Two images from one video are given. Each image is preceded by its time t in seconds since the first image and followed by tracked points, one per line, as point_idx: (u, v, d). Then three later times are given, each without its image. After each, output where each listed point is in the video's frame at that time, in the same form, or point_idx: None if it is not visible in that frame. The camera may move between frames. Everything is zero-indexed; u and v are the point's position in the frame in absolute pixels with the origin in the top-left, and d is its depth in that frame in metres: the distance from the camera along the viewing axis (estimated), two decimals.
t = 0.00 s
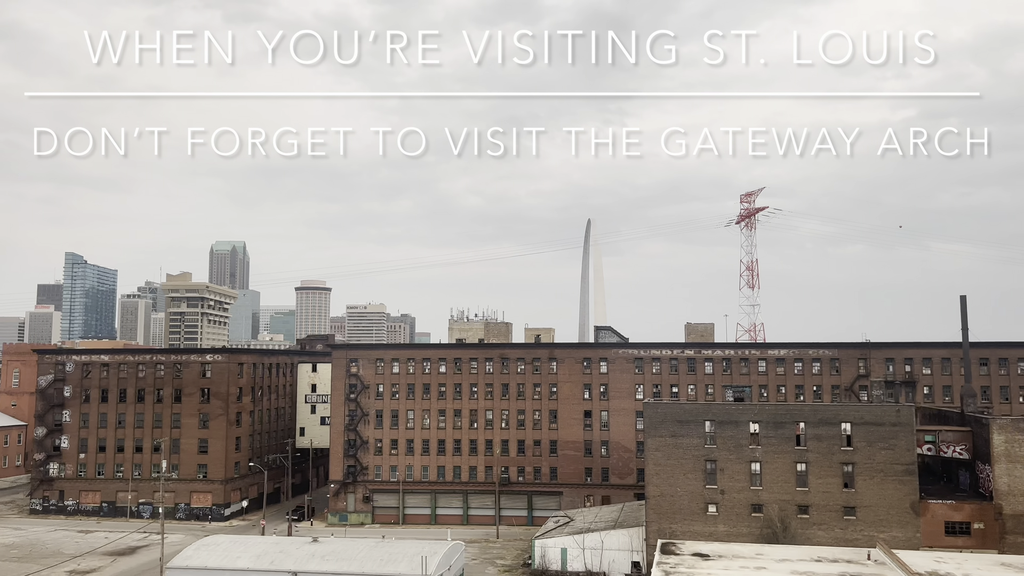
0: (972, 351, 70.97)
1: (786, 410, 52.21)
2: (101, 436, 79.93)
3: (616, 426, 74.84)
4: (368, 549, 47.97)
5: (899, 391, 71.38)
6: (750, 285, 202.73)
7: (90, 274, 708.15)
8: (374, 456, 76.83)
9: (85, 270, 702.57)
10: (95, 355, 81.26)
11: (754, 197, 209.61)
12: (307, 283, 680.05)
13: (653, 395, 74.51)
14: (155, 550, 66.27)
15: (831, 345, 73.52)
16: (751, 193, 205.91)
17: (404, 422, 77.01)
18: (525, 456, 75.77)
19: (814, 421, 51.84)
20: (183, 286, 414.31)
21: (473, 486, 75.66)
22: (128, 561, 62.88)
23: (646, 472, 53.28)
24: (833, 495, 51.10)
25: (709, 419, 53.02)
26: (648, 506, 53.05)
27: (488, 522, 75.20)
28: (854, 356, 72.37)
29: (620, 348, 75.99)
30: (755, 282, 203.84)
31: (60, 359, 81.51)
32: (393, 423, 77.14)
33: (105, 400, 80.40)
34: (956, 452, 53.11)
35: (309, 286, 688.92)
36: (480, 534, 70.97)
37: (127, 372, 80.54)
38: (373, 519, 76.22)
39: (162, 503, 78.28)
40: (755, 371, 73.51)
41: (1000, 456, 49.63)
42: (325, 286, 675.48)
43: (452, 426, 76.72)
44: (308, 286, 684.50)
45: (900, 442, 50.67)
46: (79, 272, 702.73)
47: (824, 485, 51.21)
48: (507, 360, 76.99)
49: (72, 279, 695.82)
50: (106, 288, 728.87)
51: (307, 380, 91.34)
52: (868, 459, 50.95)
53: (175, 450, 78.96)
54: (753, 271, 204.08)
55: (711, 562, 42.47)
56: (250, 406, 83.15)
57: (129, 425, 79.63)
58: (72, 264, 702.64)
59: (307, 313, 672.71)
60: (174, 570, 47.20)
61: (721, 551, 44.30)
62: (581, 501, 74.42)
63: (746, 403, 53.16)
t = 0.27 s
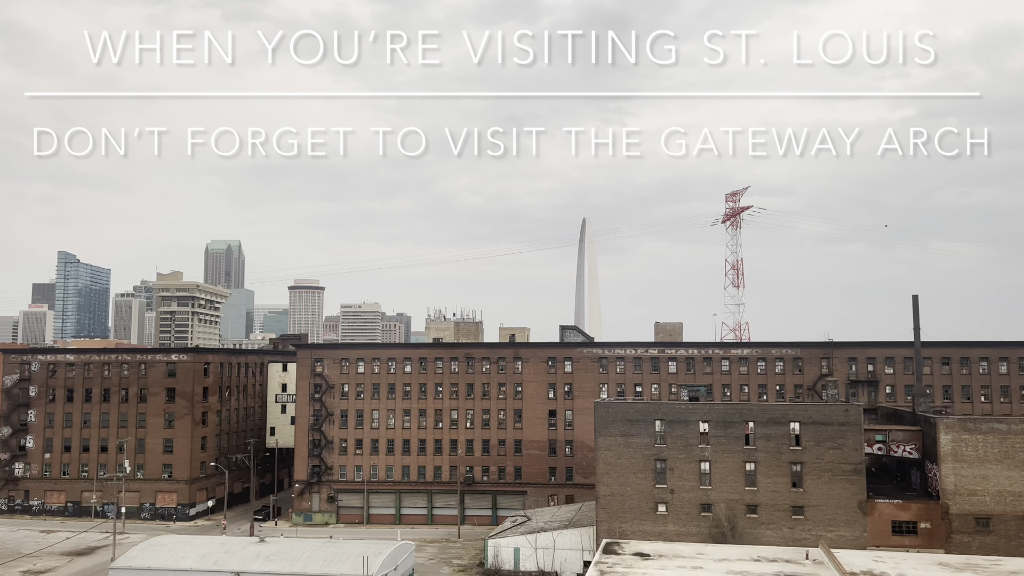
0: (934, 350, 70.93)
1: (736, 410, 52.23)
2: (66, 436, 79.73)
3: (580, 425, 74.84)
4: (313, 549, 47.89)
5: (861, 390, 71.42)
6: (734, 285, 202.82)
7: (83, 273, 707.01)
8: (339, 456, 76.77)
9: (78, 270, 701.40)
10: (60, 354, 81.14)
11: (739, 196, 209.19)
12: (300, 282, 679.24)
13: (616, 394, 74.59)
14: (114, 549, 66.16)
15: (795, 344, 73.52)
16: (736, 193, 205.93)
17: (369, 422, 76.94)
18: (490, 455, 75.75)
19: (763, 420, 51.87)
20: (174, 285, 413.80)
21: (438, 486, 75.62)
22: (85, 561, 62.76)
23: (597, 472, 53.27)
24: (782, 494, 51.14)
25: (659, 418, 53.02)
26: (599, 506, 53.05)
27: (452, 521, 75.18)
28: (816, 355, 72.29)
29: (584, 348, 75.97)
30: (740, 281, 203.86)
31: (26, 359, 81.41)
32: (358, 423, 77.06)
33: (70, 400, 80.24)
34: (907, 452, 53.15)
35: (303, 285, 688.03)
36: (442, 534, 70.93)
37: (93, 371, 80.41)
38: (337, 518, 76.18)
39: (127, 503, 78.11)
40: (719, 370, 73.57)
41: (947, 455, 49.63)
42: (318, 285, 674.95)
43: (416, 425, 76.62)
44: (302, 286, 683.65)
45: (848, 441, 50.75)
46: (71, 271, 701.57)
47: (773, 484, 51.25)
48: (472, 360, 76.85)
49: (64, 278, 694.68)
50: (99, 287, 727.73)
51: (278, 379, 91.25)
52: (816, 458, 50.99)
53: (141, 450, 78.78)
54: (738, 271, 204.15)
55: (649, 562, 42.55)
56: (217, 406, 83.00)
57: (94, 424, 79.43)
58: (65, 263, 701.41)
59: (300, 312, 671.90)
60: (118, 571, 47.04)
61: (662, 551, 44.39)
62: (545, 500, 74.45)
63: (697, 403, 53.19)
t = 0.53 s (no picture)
0: (895, 350, 70.88)
1: (685, 409, 52.31)
2: (31, 436, 79.58)
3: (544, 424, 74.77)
4: (258, 550, 47.75)
5: (823, 389, 71.50)
6: (720, 284, 202.69)
7: (75, 273, 705.32)
8: (303, 456, 76.68)
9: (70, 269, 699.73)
10: (26, 354, 81.08)
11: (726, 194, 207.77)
12: (293, 281, 678.17)
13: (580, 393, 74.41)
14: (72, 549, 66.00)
15: (758, 344, 73.63)
16: (721, 192, 205.82)
17: (333, 422, 76.83)
18: (454, 455, 75.64)
19: (711, 420, 51.97)
20: (164, 285, 413.12)
21: (402, 485, 75.54)
22: (41, 561, 62.60)
23: (548, 472, 53.19)
24: (730, 493, 51.19)
25: (609, 418, 53.02)
26: (549, 505, 53.00)
27: (416, 521, 75.11)
28: (778, 354, 72.49)
29: (549, 347, 75.74)
30: (724, 279, 203.67)
31: None
32: (322, 423, 76.96)
33: (35, 400, 80.11)
34: (857, 451, 53.09)
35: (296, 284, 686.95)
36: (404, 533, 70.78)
37: (58, 371, 80.28)
38: (302, 518, 76.15)
39: (92, 503, 77.93)
40: (682, 369, 73.56)
41: (893, 455, 49.78)
42: (311, 285, 674.09)
43: (381, 425, 76.49)
44: (295, 285, 682.51)
45: (796, 441, 50.79)
46: (64, 270, 699.78)
47: (721, 484, 51.31)
48: (437, 360, 76.61)
49: (57, 278, 693.21)
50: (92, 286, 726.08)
51: (248, 379, 91.03)
52: (764, 457, 51.06)
53: (105, 450, 78.58)
54: (723, 269, 204.10)
55: (586, 562, 42.61)
56: (184, 406, 82.80)
57: (59, 424, 79.27)
58: (57, 263, 699.54)
59: (293, 311, 670.86)
60: (61, 571, 46.80)
61: (604, 550, 44.45)
62: (509, 500, 74.40)
63: (647, 402, 53.19)
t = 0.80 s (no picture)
0: (857, 350, 70.79)
1: (634, 409, 52.31)
2: None
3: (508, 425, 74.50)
4: (202, 551, 47.65)
5: (785, 389, 71.62)
6: (705, 283, 202.74)
7: (68, 273, 703.80)
8: (267, 456, 76.64)
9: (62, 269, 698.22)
10: None
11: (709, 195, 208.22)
12: (286, 282, 677.28)
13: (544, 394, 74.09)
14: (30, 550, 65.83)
15: (720, 344, 73.85)
16: (706, 192, 205.75)
17: (297, 422, 76.76)
18: (418, 456, 75.26)
19: (660, 420, 51.99)
20: (154, 285, 412.33)
21: (366, 486, 75.19)
22: None
23: (498, 472, 53.16)
24: (678, 493, 51.21)
25: (559, 418, 52.99)
26: (499, 506, 52.94)
27: (380, 522, 74.86)
28: (741, 354, 72.63)
29: (513, 347, 75.53)
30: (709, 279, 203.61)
31: None
32: (286, 423, 76.93)
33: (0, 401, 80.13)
34: (806, 451, 53.04)
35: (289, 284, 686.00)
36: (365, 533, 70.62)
37: (23, 372, 80.30)
38: (266, 519, 76.01)
39: (56, 504, 77.81)
40: (644, 369, 73.73)
41: (840, 454, 49.82)
42: (304, 285, 673.22)
43: (345, 426, 76.22)
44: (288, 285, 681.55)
45: (743, 441, 50.84)
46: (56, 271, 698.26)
47: (670, 484, 51.33)
48: (401, 360, 76.32)
49: (49, 278, 691.72)
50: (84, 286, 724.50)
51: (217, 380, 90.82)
52: (712, 457, 51.10)
53: (70, 451, 78.45)
54: (707, 269, 204.11)
55: (523, 563, 42.59)
56: (150, 407, 82.65)
57: (24, 425, 79.21)
58: (49, 263, 698.03)
59: (286, 311, 669.81)
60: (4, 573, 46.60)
61: (546, 551, 44.28)
62: (472, 500, 74.19)
63: (597, 402, 53.20)
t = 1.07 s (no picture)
0: (818, 349, 70.87)
1: (584, 409, 52.31)
2: None
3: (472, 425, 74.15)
4: (146, 552, 47.56)
5: (746, 388, 71.79)
6: (689, 282, 202.37)
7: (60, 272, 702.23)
8: (231, 456, 76.55)
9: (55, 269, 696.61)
10: None
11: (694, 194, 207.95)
12: (279, 281, 676.40)
13: (507, 393, 73.97)
14: None
15: (683, 344, 73.99)
16: (690, 191, 205.28)
17: (261, 422, 76.47)
18: (382, 456, 74.97)
19: (609, 420, 52.05)
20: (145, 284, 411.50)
21: (330, 487, 74.89)
22: None
23: (448, 472, 52.95)
24: (627, 493, 51.24)
25: (510, 417, 52.91)
26: (449, 506, 52.81)
27: (344, 522, 74.71)
28: (703, 354, 72.76)
29: (478, 347, 75.40)
30: (694, 278, 203.46)
31: None
32: (251, 423, 76.71)
33: None
34: (757, 451, 52.94)
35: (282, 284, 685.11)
36: (327, 534, 70.56)
37: None
38: (230, 519, 75.91)
39: (21, 504, 77.68)
40: (608, 369, 73.75)
41: (787, 455, 49.92)
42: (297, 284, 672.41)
43: (309, 426, 75.90)
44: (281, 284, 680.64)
45: (691, 441, 50.93)
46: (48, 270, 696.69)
47: (618, 484, 51.35)
48: (366, 360, 76.03)
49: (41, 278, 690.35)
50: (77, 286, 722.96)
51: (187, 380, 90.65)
52: (661, 457, 51.14)
53: (35, 451, 78.29)
54: (692, 268, 204.11)
55: (461, 563, 42.54)
56: (117, 407, 82.44)
57: None
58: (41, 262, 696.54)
59: (279, 310, 668.90)
60: None
61: (488, 551, 44.15)
62: (436, 500, 73.85)
63: (548, 402, 53.16)
